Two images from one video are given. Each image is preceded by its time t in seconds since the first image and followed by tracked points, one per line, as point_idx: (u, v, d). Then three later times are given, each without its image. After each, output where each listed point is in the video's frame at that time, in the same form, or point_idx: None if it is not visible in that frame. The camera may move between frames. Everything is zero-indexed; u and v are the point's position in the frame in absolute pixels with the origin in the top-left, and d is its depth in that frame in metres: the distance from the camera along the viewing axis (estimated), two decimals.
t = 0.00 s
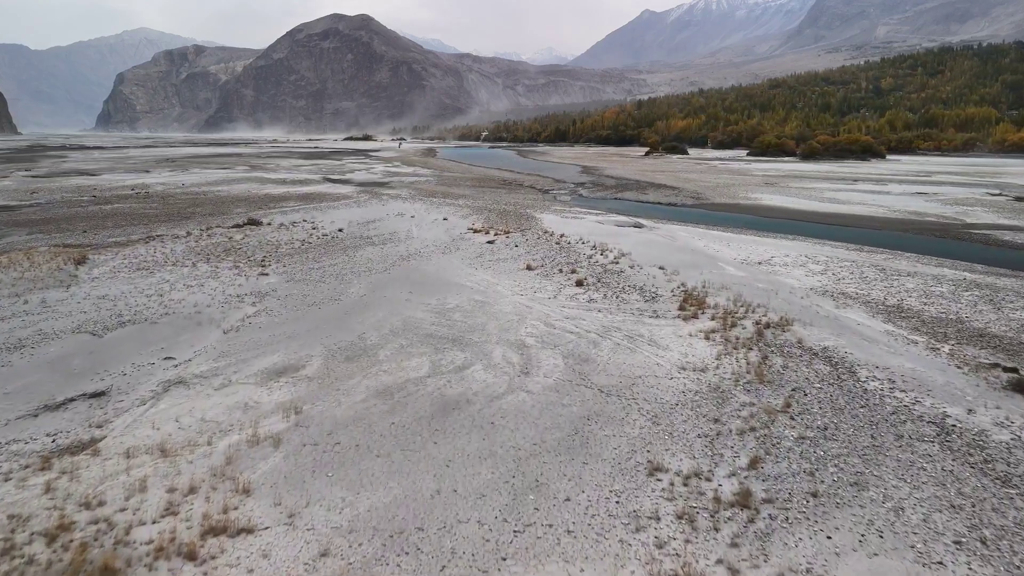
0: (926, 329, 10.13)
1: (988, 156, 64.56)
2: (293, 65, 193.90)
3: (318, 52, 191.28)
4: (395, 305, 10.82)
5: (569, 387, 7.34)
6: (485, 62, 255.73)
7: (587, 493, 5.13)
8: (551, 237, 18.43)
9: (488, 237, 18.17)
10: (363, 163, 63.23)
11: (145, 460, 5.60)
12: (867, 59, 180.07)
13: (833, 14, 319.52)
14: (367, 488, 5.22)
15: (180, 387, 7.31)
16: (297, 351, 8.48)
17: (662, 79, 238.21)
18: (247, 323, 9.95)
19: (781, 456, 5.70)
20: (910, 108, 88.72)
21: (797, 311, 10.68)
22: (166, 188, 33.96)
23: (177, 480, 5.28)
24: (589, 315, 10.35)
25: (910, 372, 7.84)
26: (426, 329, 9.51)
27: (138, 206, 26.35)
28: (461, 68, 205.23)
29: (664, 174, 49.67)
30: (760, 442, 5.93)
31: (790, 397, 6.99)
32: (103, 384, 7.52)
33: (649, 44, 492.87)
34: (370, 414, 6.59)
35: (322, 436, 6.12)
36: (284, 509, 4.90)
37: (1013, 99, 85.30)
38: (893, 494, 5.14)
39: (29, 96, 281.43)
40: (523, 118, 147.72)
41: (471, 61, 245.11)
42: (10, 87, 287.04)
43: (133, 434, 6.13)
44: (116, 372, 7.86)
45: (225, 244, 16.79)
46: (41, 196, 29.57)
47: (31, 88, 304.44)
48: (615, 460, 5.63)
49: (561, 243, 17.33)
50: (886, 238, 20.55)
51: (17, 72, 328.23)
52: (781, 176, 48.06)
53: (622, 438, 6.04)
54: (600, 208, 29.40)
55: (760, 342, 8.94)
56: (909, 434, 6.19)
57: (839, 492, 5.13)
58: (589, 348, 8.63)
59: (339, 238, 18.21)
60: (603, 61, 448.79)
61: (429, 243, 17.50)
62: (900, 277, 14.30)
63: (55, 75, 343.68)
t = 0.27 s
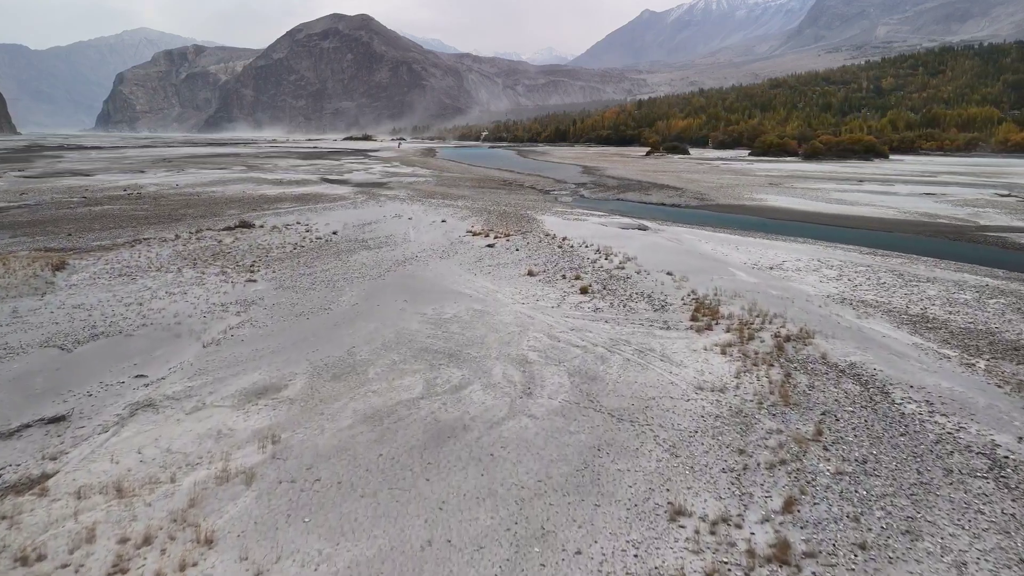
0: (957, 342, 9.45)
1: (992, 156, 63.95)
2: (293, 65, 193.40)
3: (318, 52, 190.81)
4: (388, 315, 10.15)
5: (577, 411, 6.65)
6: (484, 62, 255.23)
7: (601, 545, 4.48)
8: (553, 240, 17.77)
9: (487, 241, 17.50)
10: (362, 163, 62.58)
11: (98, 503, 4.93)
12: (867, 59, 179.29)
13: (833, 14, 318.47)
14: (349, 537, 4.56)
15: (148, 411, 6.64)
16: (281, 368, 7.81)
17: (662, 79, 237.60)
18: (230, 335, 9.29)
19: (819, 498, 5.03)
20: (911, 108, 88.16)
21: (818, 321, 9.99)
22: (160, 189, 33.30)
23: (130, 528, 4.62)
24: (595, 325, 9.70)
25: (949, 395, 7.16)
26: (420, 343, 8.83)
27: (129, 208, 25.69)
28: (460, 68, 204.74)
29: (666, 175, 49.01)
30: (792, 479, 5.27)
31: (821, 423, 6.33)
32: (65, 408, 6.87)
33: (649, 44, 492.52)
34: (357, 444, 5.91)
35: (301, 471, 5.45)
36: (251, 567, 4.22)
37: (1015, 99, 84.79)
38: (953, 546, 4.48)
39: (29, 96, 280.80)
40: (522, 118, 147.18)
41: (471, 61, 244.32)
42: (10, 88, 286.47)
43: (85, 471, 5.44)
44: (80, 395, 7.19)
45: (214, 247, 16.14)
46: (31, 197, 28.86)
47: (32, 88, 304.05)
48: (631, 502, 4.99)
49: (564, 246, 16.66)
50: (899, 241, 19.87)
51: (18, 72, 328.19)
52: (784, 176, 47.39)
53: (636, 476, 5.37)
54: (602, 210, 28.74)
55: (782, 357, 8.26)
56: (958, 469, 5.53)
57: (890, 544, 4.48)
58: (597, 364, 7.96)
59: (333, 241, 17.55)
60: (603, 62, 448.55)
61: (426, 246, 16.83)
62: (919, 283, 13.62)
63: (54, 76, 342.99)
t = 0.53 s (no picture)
0: (993, 357, 8.78)
1: (997, 156, 63.34)
2: (293, 65, 192.90)
3: (317, 52, 190.21)
4: (381, 327, 9.50)
5: (585, 441, 5.98)
6: (484, 62, 254.56)
7: None
8: (556, 244, 17.11)
9: (487, 244, 16.84)
10: (361, 164, 61.95)
11: (34, 559, 4.29)
12: (867, 59, 178.63)
13: (834, 14, 317.89)
14: None
15: (108, 441, 5.97)
16: (261, 390, 7.15)
17: (662, 78, 237.03)
18: (209, 349, 8.64)
19: (870, 552, 4.36)
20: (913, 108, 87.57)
21: (841, 334, 9.33)
22: (153, 190, 32.64)
23: None
24: (602, 339, 9.03)
25: (995, 420, 6.51)
26: (414, 358, 8.16)
27: (119, 209, 25.02)
28: (460, 68, 204.16)
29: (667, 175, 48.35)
30: (835, 526, 4.61)
31: (859, 455, 5.66)
32: (18, 437, 6.21)
33: (649, 44, 491.93)
34: (338, 482, 5.24)
35: (273, 515, 4.79)
36: None
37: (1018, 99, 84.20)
38: None
39: (28, 96, 280.17)
40: (523, 118, 146.66)
41: (471, 61, 243.70)
42: (9, 87, 286.05)
43: (27, 517, 4.80)
44: (38, 420, 6.55)
45: (202, 251, 15.50)
46: (20, 198, 28.20)
47: (31, 88, 303.33)
48: (651, 557, 4.33)
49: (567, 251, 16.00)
50: (912, 244, 19.23)
51: (18, 72, 327.67)
52: (787, 176, 46.74)
53: (655, 523, 4.70)
54: (605, 211, 28.08)
55: (807, 375, 7.60)
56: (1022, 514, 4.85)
57: None
58: (606, 384, 7.30)
59: (327, 245, 16.89)
60: (603, 62, 448.01)
61: (424, 250, 16.17)
62: (941, 290, 12.97)
63: (54, 75, 342.58)
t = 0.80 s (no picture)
0: None
1: (1001, 156, 62.67)
2: (293, 65, 192.22)
3: (317, 52, 189.55)
4: (372, 339, 8.90)
5: (597, 477, 5.31)
6: (484, 62, 253.89)
7: None
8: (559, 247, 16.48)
9: (487, 248, 16.16)
10: (359, 164, 61.21)
11: None
12: (867, 59, 177.79)
13: (834, 13, 316.90)
14: None
15: (58, 477, 5.30)
16: (236, 414, 6.48)
17: (663, 78, 236.39)
18: (184, 365, 7.97)
19: None
20: (916, 107, 86.93)
21: (868, 348, 8.66)
22: (146, 191, 31.94)
23: None
24: (610, 353, 8.36)
25: None
26: (407, 377, 7.48)
27: (108, 211, 24.32)
28: (460, 67, 203.55)
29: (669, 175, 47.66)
30: None
31: (907, 496, 5.04)
32: None
33: (649, 44, 491.15)
34: (315, 530, 4.57)
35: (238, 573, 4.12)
36: None
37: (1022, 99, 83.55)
38: None
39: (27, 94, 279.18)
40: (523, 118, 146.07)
41: (470, 60, 242.76)
42: (9, 87, 285.38)
43: None
44: None
45: (189, 256, 14.84)
46: (8, 199, 27.51)
47: (31, 88, 302.75)
48: None
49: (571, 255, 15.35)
50: (927, 247, 18.57)
51: (17, 72, 327.07)
52: (791, 176, 46.04)
53: None
54: (607, 212, 27.40)
55: (837, 397, 6.93)
56: None
57: None
58: (617, 407, 6.62)
59: (320, 248, 16.20)
60: (603, 61, 447.16)
61: (422, 254, 15.54)
62: (964, 297, 12.31)
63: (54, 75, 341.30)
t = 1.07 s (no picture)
0: None
1: (1006, 156, 62.00)
2: (293, 65, 191.62)
3: (317, 51, 188.93)
4: (362, 353, 8.24)
5: (612, 524, 4.65)
6: (484, 62, 253.26)
7: None
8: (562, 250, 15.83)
9: (487, 252, 15.51)
10: (358, 164, 60.55)
11: None
12: (868, 59, 177.07)
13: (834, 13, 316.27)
14: None
15: None
16: (206, 444, 5.81)
17: (663, 78, 235.79)
18: (156, 384, 7.31)
19: None
20: (919, 107, 86.26)
21: (899, 364, 7.98)
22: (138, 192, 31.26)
23: None
24: (621, 370, 7.68)
25: None
26: (398, 398, 6.81)
27: (97, 212, 23.64)
28: (460, 67, 202.96)
29: (671, 176, 47.00)
30: None
31: (970, 549, 4.37)
32: None
33: (649, 44, 490.49)
34: None
35: None
36: None
37: None
38: None
39: (27, 94, 278.64)
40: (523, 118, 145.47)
41: (470, 60, 242.09)
42: (8, 87, 284.99)
43: None
44: None
45: (174, 260, 14.18)
46: None
47: (31, 88, 302.19)
48: None
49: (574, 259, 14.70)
50: (942, 250, 17.91)
51: (18, 72, 326.78)
52: (794, 176, 45.37)
53: None
54: (610, 214, 26.72)
55: (875, 423, 6.26)
56: None
57: None
58: (632, 437, 5.95)
59: (313, 252, 15.55)
60: (603, 61, 446.57)
61: (418, 258, 14.89)
62: (990, 305, 11.65)
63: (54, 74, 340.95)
